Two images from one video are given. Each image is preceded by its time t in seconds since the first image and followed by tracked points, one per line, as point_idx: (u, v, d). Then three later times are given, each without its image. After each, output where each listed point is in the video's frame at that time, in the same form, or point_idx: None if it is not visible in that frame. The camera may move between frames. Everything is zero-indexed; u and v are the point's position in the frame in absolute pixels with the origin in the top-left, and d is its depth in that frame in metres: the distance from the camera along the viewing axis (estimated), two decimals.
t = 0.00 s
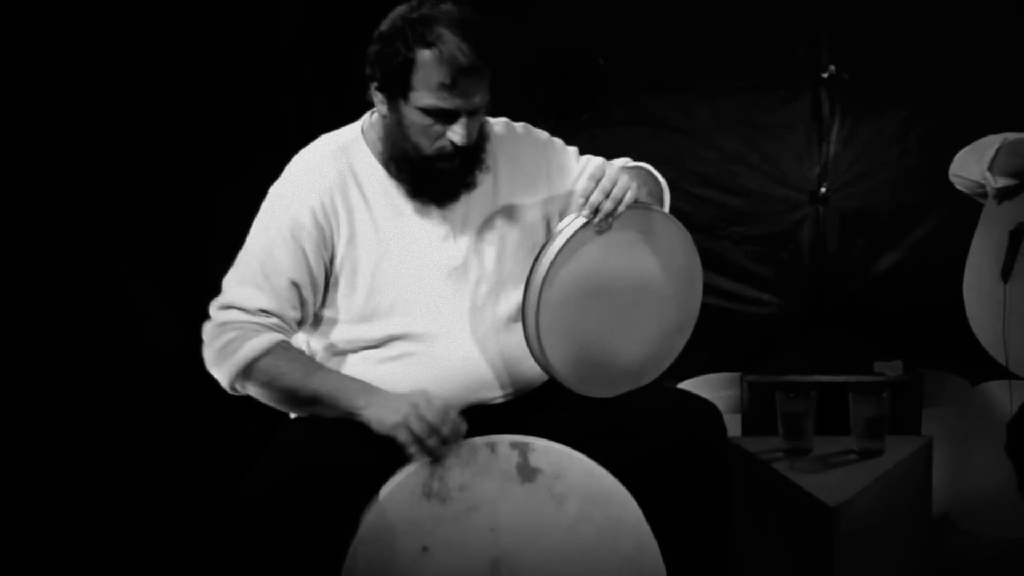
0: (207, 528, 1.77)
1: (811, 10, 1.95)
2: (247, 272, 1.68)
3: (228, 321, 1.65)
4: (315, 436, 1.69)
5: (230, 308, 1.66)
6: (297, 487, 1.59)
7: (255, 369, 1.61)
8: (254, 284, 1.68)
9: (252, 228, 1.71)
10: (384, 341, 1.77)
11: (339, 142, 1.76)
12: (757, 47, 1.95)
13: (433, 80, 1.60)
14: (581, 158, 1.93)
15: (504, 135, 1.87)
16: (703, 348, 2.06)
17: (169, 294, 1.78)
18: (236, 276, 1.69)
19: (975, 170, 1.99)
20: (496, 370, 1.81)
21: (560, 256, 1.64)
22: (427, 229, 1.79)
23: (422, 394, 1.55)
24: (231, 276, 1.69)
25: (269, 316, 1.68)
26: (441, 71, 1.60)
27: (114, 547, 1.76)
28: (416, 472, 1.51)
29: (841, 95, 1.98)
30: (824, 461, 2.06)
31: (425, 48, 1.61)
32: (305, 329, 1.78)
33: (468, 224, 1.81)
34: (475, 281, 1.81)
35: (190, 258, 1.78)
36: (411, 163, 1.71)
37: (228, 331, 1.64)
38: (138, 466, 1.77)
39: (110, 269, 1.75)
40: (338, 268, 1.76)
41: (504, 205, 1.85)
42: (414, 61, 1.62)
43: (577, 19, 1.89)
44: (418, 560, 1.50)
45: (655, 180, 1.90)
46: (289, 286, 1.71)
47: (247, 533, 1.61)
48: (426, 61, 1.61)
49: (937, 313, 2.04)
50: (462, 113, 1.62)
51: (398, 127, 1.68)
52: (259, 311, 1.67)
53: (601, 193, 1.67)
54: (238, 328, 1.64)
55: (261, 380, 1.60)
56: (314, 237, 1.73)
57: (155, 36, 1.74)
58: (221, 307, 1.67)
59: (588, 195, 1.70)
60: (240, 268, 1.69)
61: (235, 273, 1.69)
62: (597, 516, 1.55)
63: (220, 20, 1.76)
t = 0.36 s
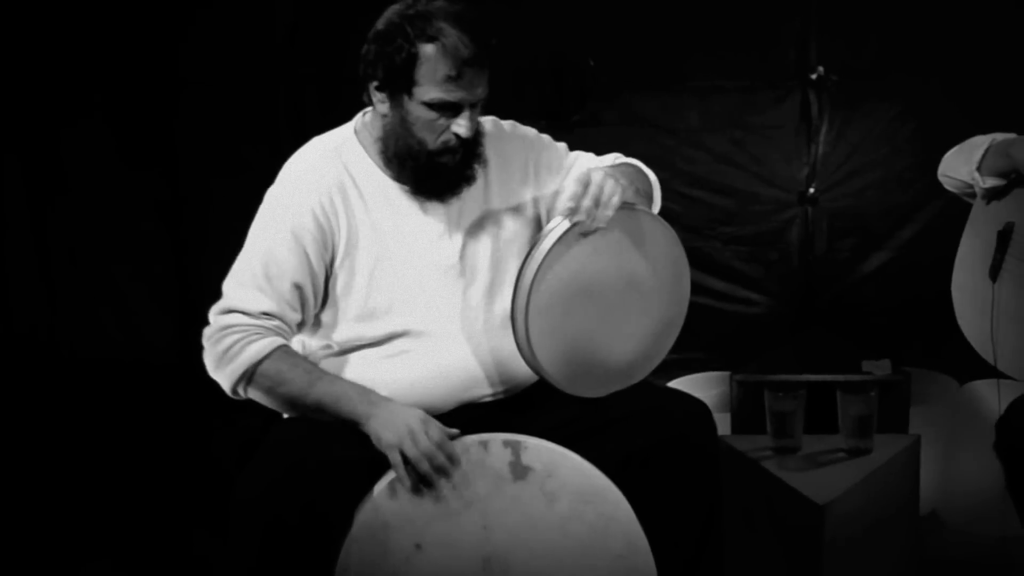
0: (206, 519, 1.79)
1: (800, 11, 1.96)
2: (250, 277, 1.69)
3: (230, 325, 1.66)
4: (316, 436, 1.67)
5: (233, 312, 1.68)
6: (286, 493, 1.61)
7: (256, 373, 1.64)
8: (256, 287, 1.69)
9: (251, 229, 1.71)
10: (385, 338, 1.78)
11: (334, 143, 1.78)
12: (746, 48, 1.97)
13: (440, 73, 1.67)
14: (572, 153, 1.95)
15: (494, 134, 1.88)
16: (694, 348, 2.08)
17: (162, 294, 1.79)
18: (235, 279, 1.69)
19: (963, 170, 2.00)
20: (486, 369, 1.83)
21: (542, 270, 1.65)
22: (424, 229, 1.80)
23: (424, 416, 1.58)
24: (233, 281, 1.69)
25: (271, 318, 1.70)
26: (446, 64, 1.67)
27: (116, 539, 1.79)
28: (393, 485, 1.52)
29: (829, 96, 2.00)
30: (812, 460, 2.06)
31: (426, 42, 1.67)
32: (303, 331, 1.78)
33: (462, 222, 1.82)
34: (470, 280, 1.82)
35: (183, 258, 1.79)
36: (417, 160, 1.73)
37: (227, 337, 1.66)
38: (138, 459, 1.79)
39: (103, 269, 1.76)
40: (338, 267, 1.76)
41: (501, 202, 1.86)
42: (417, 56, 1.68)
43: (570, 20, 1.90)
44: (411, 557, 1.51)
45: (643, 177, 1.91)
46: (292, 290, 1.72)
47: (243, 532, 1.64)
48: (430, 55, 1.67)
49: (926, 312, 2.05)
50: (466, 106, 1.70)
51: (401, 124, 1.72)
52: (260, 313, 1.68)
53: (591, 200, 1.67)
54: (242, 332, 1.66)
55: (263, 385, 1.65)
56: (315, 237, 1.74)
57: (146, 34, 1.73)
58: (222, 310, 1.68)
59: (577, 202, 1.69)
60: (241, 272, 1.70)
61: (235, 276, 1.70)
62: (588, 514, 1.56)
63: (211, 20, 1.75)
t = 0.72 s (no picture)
0: (197, 514, 1.79)
1: (788, 12, 1.98)
2: (238, 271, 1.69)
3: (220, 317, 1.65)
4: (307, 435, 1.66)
5: (224, 306, 1.67)
6: (275, 492, 1.61)
7: (246, 366, 1.62)
8: (244, 281, 1.69)
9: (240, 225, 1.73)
10: (370, 337, 1.79)
11: (324, 142, 1.78)
12: (733, 49, 1.98)
13: (431, 70, 1.66)
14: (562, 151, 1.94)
15: (484, 133, 1.87)
16: (682, 348, 2.12)
17: (157, 293, 1.81)
18: (225, 273, 1.69)
19: (949, 171, 1.97)
20: (475, 367, 1.83)
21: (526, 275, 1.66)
22: (413, 228, 1.80)
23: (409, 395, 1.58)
24: (222, 274, 1.70)
25: (260, 312, 1.69)
26: (437, 61, 1.66)
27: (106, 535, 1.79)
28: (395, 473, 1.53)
29: (817, 96, 2.01)
30: (801, 459, 2.04)
31: (415, 41, 1.66)
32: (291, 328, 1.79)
33: (451, 220, 1.82)
34: (455, 279, 1.82)
35: (177, 258, 1.81)
36: (411, 158, 1.71)
37: (217, 330, 1.65)
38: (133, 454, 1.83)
39: (96, 267, 1.78)
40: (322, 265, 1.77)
41: (488, 202, 1.84)
42: (408, 55, 1.67)
43: (559, 21, 1.93)
44: (402, 554, 1.52)
45: (634, 173, 1.87)
46: (280, 284, 1.72)
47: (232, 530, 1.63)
48: (419, 53, 1.66)
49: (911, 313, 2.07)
50: (458, 102, 1.68)
51: (394, 124, 1.70)
52: (249, 307, 1.68)
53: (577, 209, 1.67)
54: (230, 325, 1.65)
55: (252, 378, 1.62)
56: (302, 234, 1.74)
57: (141, 34, 1.77)
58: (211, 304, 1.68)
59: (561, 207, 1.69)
60: (230, 265, 1.70)
61: (224, 272, 1.70)
62: (576, 511, 1.57)
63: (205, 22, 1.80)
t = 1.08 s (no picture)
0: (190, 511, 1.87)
1: (776, 12, 1.99)
2: (227, 276, 1.71)
3: (208, 321, 1.68)
4: (301, 434, 1.70)
5: (213, 309, 1.70)
6: (266, 491, 1.61)
7: (232, 366, 1.64)
8: (233, 286, 1.71)
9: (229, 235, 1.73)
10: (366, 336, 1.80)
11: (314, 146, 1.80)
12: (720, 50, 2.00)
13: (412, 59, 1.70)
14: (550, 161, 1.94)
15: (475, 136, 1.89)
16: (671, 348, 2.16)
17: (147, 292, 1.84)
18: (214, 278, 1.71)
19: (935, 171, 1.97)
20: (463, 367, 1.84)
21: (520, 270, 1.67)
22: (404, 223, 1.81)
23: (393, 397, 1.61)
24: (212, 279, 1.72)
25: (248, 316, 1.71)
26: (416, 50, 1.70)
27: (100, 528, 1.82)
28: (377, 479, 1.54)
29: (804, 97, 2.03)
30: (788, 458, 2.04)
31: (391, 35, 1.70)
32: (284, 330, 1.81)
33: (442, 216, 1.83)
34: (449, 279, 1.84)
35: (168, 260, 1.86)
36: (411, 152, 1.74)
37: (205, 333, 1.67)
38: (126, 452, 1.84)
39: (87, 267, 1.77)
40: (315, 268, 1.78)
41: (479, 204, 1.86)
42: (386, 51, 1.71)
43: (548, 22, 1.94)
44: (392, 552, 1.52)
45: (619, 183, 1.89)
46: (268, 288, 1.73)
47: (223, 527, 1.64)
48: (398, 47, 1.70)
49: (897, 311, 2.09)
50: (444, 86, 1.73)
51: (388, 122, 1.73)
52: (236, 311, 1.70)
53: (566, 200, 1.69)
54: (216, 327, 1.67)
55: (237, 377, 1.64)
56: (293, 239, 1.75)
57: (131, 35, 1.79)
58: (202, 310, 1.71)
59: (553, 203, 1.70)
60: (220, 271, 1.71)
61: (215, 276, 1.72)
62: (565, 509, 1.58)
63: (200, 26, 1.85)
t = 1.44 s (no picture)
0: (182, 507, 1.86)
1: (763, 14, 2.01)
2: (229, 274, 1.70)
3: (214, 322, 1.66)
4: (287, 428, 1.71)
5: (216, 310, 1.68)
6: (257, 484, 1.63)
7: (238, 371, 1.65)
8: (235, 283, 1.70)
9: (229, 231, 1.72)
10: (350, 335, 1.80)
11: (304, 144, 1.80)
12: (706, 53, 2.02)
13: (392, 38, 1.73)
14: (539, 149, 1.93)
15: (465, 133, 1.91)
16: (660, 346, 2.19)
17: (137, 291, 1.86)
18: (217, 276, 1.70)
19: (921, 171, 1.98)
20: (452, 366, 1.85)
21: (507, 261, 1.69)
22: (399, 221, 1.82)
23: (401, 423, 1.62)
24: (212, 278, 1.70)
25: (254, 314, 1.70)
26: (393, 29, 1.74)
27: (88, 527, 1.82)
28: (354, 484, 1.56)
29: (790, 99, 2.04)
30: (775, 455, 2.06)
31: (367, 19, 1.74)
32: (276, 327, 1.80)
33: (430, 208, 1.84)
34: (437, 277, 1.84)
35: (162, 262, 1.87)
36: (405, 134, 1.76)
37: (209, 333, 1.66)
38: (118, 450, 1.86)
39: (80, 268, 1.82)
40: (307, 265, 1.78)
41: (471, 196, 1.87)
42: (365, 36, 1.74)
43: (537, 23, 1.95)
44: (381, 549, 1.53)
45: (611, 167, 1.90)
46: (271, 285, 1.73)
47: (212, 524, 1.67)
48: (375, 29, 1.74)
49: (880, 309, 2.13)
50: (425, 62, 1.76)
51: (378, 107, 1.77)
52: (242, 310, 1.69)
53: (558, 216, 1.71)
54: (222, 327, 1.66)
55: (243, 384, 1.65)
56: (291, 235, 1.76)
57: (125, 36, 1.81)
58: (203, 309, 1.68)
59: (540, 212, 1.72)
60: (221, 269, 1.70)
61: (215, 274, 1.70)
62: (553, 506, 1.59)
63: (192, 25, 1.85)
